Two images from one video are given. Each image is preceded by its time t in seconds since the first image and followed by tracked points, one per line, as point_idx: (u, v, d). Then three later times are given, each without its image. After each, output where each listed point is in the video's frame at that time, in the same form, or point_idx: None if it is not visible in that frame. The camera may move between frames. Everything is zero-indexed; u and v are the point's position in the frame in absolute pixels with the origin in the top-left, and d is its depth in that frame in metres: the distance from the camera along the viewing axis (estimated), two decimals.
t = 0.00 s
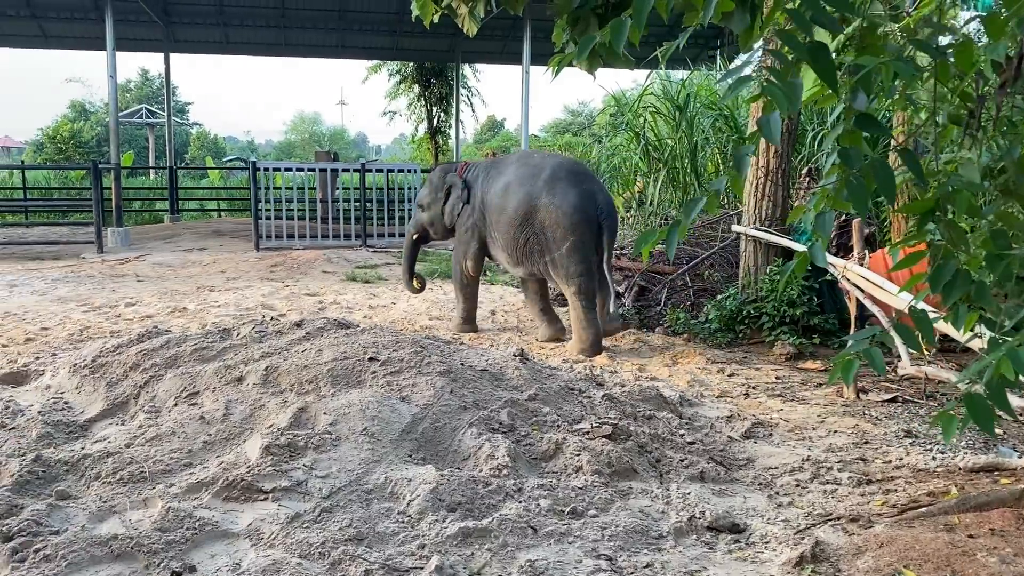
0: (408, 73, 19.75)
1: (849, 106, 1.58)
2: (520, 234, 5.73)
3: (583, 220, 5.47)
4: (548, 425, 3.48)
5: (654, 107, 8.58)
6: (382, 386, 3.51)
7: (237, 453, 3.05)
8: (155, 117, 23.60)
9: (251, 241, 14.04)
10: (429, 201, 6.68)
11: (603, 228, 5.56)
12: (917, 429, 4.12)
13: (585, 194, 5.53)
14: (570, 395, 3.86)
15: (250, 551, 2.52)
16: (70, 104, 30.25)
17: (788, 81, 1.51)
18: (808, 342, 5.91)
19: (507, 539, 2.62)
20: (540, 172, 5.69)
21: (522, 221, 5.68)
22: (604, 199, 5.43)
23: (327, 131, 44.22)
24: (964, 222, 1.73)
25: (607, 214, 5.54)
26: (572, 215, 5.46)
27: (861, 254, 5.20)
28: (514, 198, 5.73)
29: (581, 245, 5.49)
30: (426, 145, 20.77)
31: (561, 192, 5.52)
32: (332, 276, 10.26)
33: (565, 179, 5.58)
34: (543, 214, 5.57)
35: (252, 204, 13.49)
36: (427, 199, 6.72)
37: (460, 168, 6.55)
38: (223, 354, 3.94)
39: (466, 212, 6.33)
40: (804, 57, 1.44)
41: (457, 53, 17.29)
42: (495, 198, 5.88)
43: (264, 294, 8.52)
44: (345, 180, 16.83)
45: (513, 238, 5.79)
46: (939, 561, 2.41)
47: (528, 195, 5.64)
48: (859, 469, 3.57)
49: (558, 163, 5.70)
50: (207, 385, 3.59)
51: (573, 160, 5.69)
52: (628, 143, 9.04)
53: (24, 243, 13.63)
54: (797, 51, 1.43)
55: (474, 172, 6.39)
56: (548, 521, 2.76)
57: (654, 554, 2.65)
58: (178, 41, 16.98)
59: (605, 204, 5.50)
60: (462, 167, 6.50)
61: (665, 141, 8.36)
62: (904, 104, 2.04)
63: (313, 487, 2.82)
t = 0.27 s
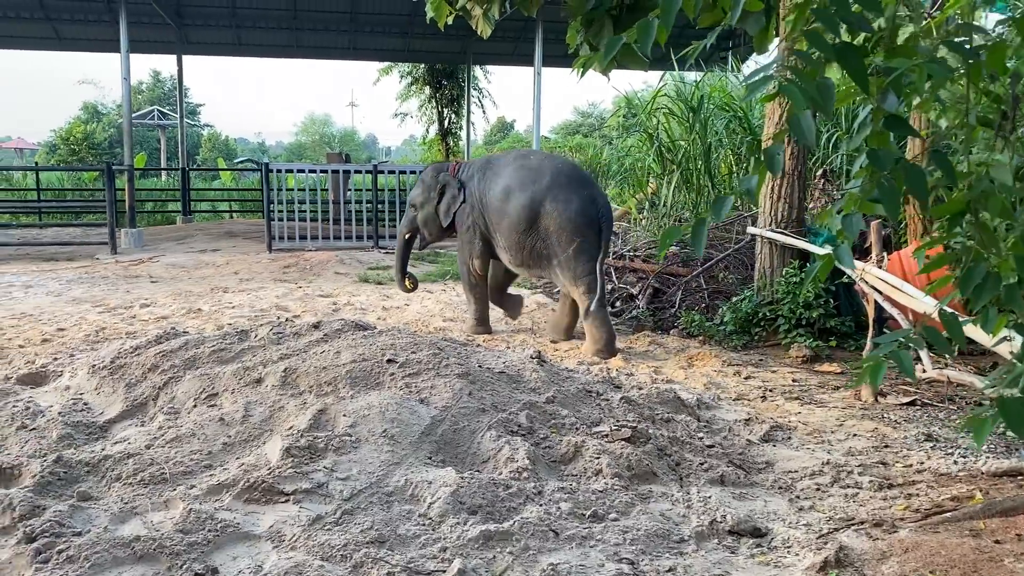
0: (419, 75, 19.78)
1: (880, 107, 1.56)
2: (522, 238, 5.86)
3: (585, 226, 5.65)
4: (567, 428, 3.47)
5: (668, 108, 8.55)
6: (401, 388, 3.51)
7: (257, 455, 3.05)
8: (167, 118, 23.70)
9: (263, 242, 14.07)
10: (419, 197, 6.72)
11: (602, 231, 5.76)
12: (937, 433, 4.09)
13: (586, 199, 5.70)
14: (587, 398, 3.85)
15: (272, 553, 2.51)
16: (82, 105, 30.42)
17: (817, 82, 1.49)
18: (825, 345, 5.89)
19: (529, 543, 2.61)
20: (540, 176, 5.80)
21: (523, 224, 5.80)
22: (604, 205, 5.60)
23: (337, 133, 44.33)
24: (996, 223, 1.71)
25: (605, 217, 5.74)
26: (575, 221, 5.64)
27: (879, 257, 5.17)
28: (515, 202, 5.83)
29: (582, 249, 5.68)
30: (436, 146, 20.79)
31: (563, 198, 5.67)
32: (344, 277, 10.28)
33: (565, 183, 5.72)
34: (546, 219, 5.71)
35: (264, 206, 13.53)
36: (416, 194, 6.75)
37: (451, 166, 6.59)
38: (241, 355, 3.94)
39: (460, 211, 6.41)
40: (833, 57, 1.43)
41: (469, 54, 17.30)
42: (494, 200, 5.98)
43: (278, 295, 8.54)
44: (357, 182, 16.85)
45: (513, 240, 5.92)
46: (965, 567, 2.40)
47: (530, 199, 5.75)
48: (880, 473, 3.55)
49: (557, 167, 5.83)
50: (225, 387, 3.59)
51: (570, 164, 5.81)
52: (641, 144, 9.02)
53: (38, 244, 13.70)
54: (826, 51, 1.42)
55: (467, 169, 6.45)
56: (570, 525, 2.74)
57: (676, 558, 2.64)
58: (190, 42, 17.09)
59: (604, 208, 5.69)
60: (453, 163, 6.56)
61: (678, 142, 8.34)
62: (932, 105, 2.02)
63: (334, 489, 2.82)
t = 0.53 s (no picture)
0: (430, 77, 19.83)
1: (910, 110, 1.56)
2: (527, 240, 6.02)
3: (590, 229, 5.85)
4: (586, 430, 3.47)
5: (681, 110, 8.54)
6: (421, 389, 3.52)
7: (279, 455, 3.07)
8: (179, 121, 23.82)
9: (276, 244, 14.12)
10: (417, 195, 6.70)
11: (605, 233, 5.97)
12: (956, 436, 4.08)
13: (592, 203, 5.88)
14: (605, 400, 3.85)
15: (296, 553, 2.53)
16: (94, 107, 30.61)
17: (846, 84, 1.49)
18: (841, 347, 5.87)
19: (551, 544, 2.61)
20: (545, 180, 5.96)
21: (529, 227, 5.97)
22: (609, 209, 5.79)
23: (347, 135, 44.46)
24: None
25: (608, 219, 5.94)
26: (581, 225, 5.82)
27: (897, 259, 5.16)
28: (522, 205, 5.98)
29: (587, 252, 5.88)
30: (447, 148, 20.82)
31: (569, 203, 5.85)
32: (357, 279, 10.31)
33: (570, 187, 5.89)
34: (552, 223, 5.88)
35: (277, 208, 13.58)
36: (412, 192, 6.73)
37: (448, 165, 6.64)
38: (261, 356, 3.96)
39: (463, 212, 6.46)
40: (859, 59, 1.43)
41: (480, 56, 17.33)
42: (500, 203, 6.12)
43: (292, 297, 8.58)
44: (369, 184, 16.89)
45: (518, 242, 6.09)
46: (991, 570, 2.39)
47: (537, 203, 5.91)
48: (900, 476, 3.54)
49: (560, 171, 5.99)
50: (246, 388, 3.61)
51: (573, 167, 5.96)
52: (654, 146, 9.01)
53: (53, 245, 13.80)
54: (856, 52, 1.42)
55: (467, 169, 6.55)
56: (591, 526, 2.75)
57: (698, 560, 2.64)
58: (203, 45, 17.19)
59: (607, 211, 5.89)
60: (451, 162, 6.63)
61: (692, 144, 8.33)
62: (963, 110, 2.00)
63: (357, 489, 2.83)
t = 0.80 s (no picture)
0: (440, 80, 19.89)
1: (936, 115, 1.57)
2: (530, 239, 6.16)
3: (591, 228, 6.05)
4: (603, 432, 3.47)
5: (693, 112, 8.50)
6: (437, 392, 3.53)
7: (298, 457, 3.09)
8: (190, 124, 23.93)
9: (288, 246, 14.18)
10: (414, 199, 6.62)
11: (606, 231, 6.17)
12: (973, 440, 4.07)
13: (595, 201, 6.08)
14: (620, 402, 3.85)
15: (315, 554, 2.54)
16: (106, 110, 30.80)
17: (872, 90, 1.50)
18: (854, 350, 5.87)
19: (569, 546, 2.62)
20: (548, 180, 6.12)
21: (532, 225, 6.10)
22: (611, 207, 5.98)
23: (357, 138, 44.62)
24: None
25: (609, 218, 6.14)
26: (584, 224, 6.01)
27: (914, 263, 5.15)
28: (526, 204, 6.11)
29: (590, 249, 6.07)
30: (457, 151, 20.86)
31: (573, 202, 6.02)
32: (369, 281, 10.34)
33: (574, 187, 6.07)
34: (556, 223, 6.03)
35: (289, 210, 13.64)
36: (409, 195, 6.65)
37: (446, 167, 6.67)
38: (278, 358, 3.98)
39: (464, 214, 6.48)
40: (881, 64, 1.44)
41: (490, 59, 17.37)
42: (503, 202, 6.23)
43: (305, 299, 8.61)
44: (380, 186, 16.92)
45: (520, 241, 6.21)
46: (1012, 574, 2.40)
47: (541, 203, 6.05)
48: (917, 479, 3.53)
49: (563, 170, 6.16)
50: (263, 390, 3.63)
51: (576, 167, 6.14)
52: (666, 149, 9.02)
53: (67, 247, 13.88)
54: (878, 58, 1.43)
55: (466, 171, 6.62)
56: (609, 528, 2.75)
57: (716, 563, 2.64)
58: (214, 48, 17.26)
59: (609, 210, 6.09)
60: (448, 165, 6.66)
61: (704, 147, 8.35)
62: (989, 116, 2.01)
63: (375, 491, 2.84)
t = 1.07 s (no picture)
0: (450, 83, 19.87)
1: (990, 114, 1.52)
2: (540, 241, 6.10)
3: (601, 230, 6.06)
4: (626, 438, 3.42)
5: (706, 114, 8.42)
6: (458, 396, 3.48)
7: (318, 462, 3.04)
8: (200, 127, 23.98)
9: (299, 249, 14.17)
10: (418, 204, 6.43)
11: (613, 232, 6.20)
12: (1001, 446, 4.00)
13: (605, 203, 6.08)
14: (642, 408, 3.79)
15: (339, 562, 2.50)
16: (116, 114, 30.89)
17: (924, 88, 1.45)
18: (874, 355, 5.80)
19: (598, 555, 2.57)
20: (557, 181, 6.06)
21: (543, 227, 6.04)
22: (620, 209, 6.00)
23: (365, 141, 44.69)
24: None
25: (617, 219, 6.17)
26: (595, 226, 6.01)
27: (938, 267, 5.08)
28: (537, 206, 6.04)
29: (600, 251, 6.08)
30: (466, 154, 20.84)
31: (584, 203, 6.00)
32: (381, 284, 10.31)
33: (584, 189, 6.04)
34: (568, 225, 5.98)
35: (300, 213, 13.62)
36: (412, 200, 6.47)
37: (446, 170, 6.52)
38: (296, 362, 3.94)
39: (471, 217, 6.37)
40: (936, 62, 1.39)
41: (500, 62, 17.34)
42: (513, 204, 6.14)
43: (318, 302, 8.58)
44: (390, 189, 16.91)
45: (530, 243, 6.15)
46: None
47: (552, 204, 6.00)
48: (946, 486, 3.47)
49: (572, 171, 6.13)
50: (282, 394, 3.59)
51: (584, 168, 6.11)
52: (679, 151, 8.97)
53: (78, 251, 13.89)
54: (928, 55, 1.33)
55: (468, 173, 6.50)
56: (637, 537, 2.70)
57: (747, 573, 2.58)
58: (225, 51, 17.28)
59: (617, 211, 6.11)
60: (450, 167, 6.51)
61: (718, 149, 8.29)
62: None
63: (398, 498, 2.80)
